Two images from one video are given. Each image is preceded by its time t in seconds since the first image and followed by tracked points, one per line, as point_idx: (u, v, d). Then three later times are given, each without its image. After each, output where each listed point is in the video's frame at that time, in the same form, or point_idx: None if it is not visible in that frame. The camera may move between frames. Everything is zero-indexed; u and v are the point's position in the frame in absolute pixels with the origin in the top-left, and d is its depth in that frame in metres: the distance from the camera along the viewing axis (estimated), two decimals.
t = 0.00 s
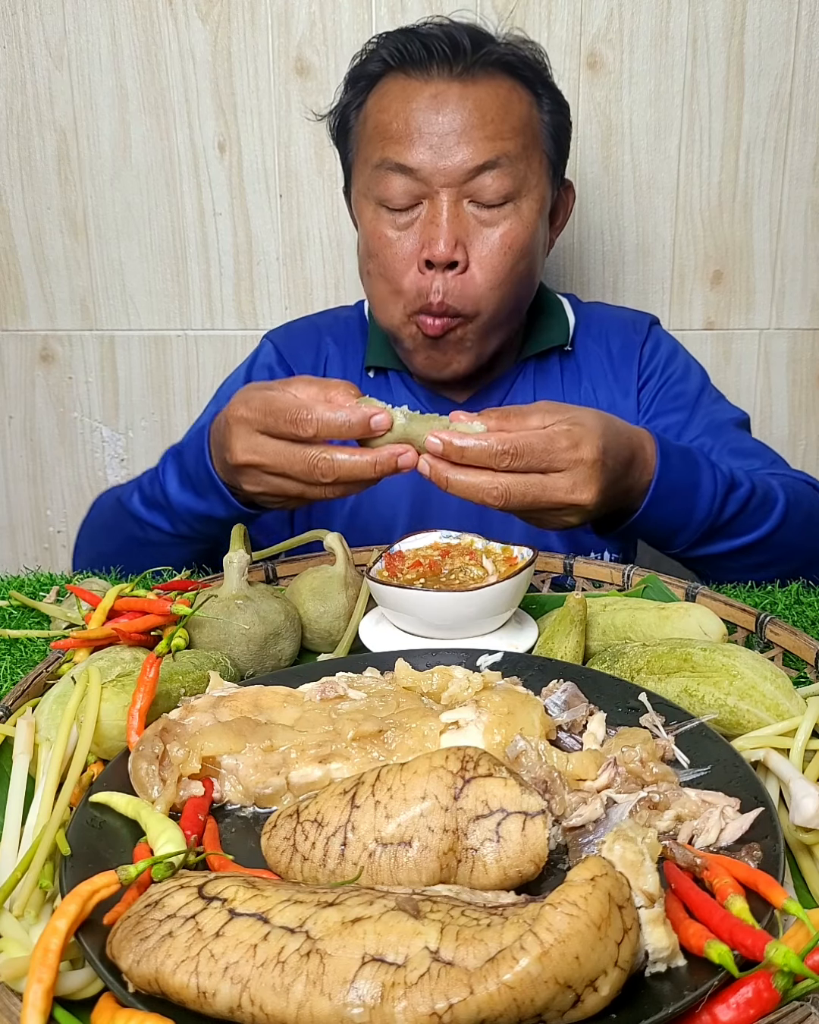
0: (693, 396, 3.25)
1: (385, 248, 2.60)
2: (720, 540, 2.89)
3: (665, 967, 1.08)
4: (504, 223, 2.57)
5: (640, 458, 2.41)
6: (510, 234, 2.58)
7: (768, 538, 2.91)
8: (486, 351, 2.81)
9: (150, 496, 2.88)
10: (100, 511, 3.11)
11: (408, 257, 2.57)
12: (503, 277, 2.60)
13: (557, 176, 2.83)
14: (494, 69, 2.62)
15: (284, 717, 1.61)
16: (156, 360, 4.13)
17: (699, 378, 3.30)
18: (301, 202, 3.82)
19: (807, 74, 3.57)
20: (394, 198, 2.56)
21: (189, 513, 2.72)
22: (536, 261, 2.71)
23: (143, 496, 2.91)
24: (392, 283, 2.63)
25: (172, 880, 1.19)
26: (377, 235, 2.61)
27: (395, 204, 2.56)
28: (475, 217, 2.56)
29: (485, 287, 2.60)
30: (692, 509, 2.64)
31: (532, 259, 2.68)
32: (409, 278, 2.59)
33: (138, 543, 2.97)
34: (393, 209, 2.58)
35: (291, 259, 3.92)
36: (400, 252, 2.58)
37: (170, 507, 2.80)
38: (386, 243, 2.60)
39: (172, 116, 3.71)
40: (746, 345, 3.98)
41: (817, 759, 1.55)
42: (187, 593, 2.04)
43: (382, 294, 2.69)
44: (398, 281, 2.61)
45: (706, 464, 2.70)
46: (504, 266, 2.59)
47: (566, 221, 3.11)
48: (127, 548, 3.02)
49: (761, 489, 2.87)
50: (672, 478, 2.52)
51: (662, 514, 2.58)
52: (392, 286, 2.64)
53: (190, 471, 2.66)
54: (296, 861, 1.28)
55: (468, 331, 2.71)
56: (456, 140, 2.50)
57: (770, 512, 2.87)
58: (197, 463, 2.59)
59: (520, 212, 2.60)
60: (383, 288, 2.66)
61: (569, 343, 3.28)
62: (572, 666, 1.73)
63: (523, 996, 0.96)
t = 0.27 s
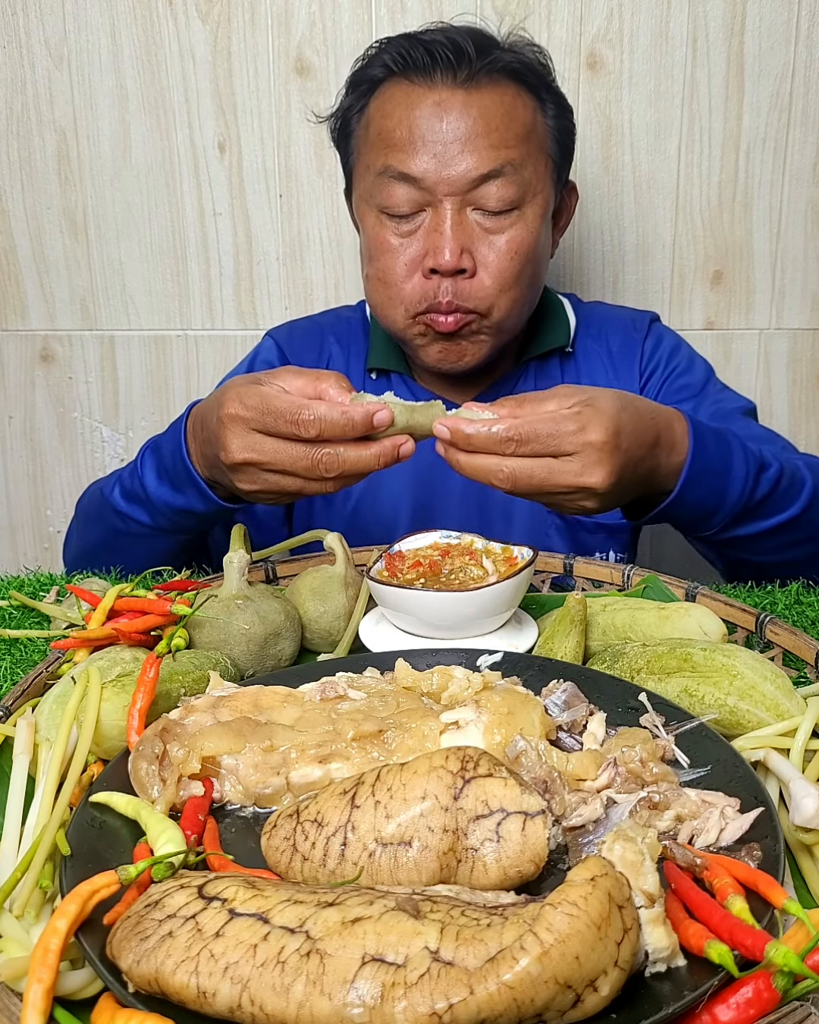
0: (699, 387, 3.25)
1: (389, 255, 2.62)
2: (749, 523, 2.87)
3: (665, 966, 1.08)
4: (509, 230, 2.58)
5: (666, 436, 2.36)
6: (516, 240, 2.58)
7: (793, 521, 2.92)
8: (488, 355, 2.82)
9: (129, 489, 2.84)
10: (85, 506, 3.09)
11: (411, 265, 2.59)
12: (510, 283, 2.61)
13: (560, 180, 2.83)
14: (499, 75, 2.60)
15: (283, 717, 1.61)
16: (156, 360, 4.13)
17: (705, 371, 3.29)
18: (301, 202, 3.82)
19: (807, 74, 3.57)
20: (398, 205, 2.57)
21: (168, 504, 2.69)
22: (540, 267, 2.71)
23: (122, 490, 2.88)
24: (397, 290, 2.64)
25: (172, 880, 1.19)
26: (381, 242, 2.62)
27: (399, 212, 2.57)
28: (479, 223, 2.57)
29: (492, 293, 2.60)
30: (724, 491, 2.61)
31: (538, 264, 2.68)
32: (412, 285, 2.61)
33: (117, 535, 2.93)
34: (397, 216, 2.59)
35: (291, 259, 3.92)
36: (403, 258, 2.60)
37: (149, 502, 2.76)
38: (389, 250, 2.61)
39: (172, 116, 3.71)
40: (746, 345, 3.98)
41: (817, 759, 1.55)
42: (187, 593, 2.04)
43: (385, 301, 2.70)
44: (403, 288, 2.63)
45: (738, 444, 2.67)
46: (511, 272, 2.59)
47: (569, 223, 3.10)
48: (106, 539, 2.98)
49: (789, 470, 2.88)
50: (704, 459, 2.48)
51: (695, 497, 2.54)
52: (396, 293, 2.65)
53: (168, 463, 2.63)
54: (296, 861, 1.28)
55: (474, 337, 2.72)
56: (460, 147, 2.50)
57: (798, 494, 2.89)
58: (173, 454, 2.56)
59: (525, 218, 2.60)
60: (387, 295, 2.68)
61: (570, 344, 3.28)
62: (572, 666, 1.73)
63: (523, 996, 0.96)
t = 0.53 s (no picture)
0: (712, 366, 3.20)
1: (390, 262, 2.62)
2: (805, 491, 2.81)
3: (665, 966, 1.08)
4: (512, 234, 2.58)
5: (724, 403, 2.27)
6: (519, 245, 2.59)
7: None
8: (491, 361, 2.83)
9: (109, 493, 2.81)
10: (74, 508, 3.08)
11: (414, 272, 2.59)
12: (513, 287, 2.62)
13: (561, 181, 2.83)
14: (499, 78, 2.60)
15: (283, 717, 1.61)
16: (156, 360, 4.13)
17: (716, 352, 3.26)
18: (301, 202, 3.82)
19: (807, 74, 3.57)
20: (399, 212, 2.56)
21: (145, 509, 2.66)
22: (543, 270, 2.72)
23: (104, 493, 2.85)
24: (399, 297, 2.65)
25: (172, 880, 1.19)
26: (382, 249, 2.62)
27: (400, 218, 2.57)
28: (482, 229, 2.57)
29: (495, 298, 2.62)
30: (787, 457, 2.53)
31: (540, 268, 2.69)
32: (416, 293, 2.62)
33: (100, 537, 2.91)
34: (398, 223, 2.59)
35: (291, 259, 3.92)
36: (405, 267, 2.60)
37: (126, 504, 2.74)
38: (391, 258, 2.61)
39: (172, 117, 3.71)
40: (747, 345, 3.98)
41: (817, 759, 1.55)
42: (187, 593, 2.04)
43: (388, 309, 2.71)
44: (406, 296, 2.64)
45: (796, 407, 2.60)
46: (513, 277, 2.60)
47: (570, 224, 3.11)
48: (93, 541, 2.98)
49: None
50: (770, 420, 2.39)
51: (765, 466, 2.44)
52: (399, 301, 2.66)
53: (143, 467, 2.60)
54: (295, 861, 1.28)
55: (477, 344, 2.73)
56: (461, 152, 2.50)
57: None
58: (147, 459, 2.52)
59: (528, 222, 2.60)
60: (389, 304, 2.69)
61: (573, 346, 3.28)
62: (572, 666, 1.73)
63: (523, 996, 0.96)
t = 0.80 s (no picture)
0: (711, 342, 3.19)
1: (389, 268, 2.62)
2: None
3: (665, 967, 1.08)
4: (512, 238, 2.58)
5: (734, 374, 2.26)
6: (519, 248, 2.59)
7: None
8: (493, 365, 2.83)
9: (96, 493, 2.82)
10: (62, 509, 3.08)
11: (412, 278, 2.60)
12: (514, 291, 2.62)
13: (561, 181, 2.83)
14: (496, 78, 2.60)
15: (284, 717, 1.61)
16: (156, 360, 4.13)
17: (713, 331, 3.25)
18: (301, 202, 3.82)
19: (807, 74, 3.57)
20: (396, 217, 2.57)
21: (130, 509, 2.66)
22: (544, 272, 2.72)
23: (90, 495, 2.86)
24: (398, 304, 2.66)
25: (172, 880, 1.19)
26: (379, 256, 2.63)
27: (397, 224, 2.58)
28: (481, 232, 2.57)
29: (496, 303, 2.62)
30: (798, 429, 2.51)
31: (541, 271, 2.69)
32: (416, 299, 2.62)
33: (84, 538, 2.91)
34: (395, 228, 2.59)
35: (291, 259, 3.92)
36: (403, 273, 2.60)
37: (111, 504, 2.74)
38: (388, 264, 2.62)
39: (172, 117, 3.70)
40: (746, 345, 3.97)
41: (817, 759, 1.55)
42: (187, 593, 2.04)
43: (387, 317, 2.72)
44: (406, 303, 2.64)
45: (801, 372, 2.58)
46: (514, 281, 2.60)
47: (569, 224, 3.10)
48: (77, 542, 2.97)
49: None
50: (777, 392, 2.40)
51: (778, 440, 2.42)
52: (398, 307, 2.67)
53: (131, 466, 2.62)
54: (295, 861, 1.28)
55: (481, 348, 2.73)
56: (459, 156, 2.49)
57: None
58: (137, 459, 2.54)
59: (528, 225, 2.60)
60: (387, 311, 2.70)
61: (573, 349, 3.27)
62: (572, 666, 1.73)
63: (523, 996, 0.96)
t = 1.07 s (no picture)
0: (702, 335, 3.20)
1: (371, 276, 2.64)
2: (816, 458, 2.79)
3: (665, 966, 1.08)
4: (497, 241, 2.58)
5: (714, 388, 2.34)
6: (504, 252, 2.58)
7: None
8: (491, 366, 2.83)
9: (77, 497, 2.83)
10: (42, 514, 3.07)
11: (396, 285, 2.60)
12: (499, 296, 2.61)
13: (548, 180, 2.83)
14: (477, 77, 2.59)
15: (284, 717, 1.61)
16: (156, 360, 4.13)
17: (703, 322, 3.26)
18: (301, 202, 3.81)
19: (807, 74, 3.57)
20: (378, 223, 2.56)
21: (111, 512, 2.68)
22: (532, 275, 2.71)
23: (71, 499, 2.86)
24: (384, 310, 2.67)
25: (172, 880, 1.19)
26: (361, 262, 2.65)
27: (379, 230, 2.58)
28: (465, 237, 2.56)
29: (481, 309, 2.61)
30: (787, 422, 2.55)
31: (530, 275, 2.70)
32: (399, 306, 2.63)
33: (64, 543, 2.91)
34: (376, 234, 2.60)
35: (291, 259, 3.92)
36: (386, 279, 2.61)
37: (92, 508, 2.75)
38: (371, 271, 2.63)
39: (172, 117, 3.70)
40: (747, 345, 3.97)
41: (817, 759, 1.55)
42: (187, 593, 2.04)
43: (373, 324, 2.74)
44: (390, 310, 2.65)
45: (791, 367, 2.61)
46: (499, 285, 2.59)
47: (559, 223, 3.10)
48: (56, 547, 2.97)
49: None
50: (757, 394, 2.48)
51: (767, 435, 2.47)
52: (384, 315, 2.67)
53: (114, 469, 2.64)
54: (296, 861, 1.28)
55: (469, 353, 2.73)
56: (441, 157, 2.48)
57: None
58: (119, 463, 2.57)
59: (513, 228, 2.60)
60: (373, 317, 2.71)
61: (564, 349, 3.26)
62: (572, 666, 1.73)
63: (522, 996, 0.96)
